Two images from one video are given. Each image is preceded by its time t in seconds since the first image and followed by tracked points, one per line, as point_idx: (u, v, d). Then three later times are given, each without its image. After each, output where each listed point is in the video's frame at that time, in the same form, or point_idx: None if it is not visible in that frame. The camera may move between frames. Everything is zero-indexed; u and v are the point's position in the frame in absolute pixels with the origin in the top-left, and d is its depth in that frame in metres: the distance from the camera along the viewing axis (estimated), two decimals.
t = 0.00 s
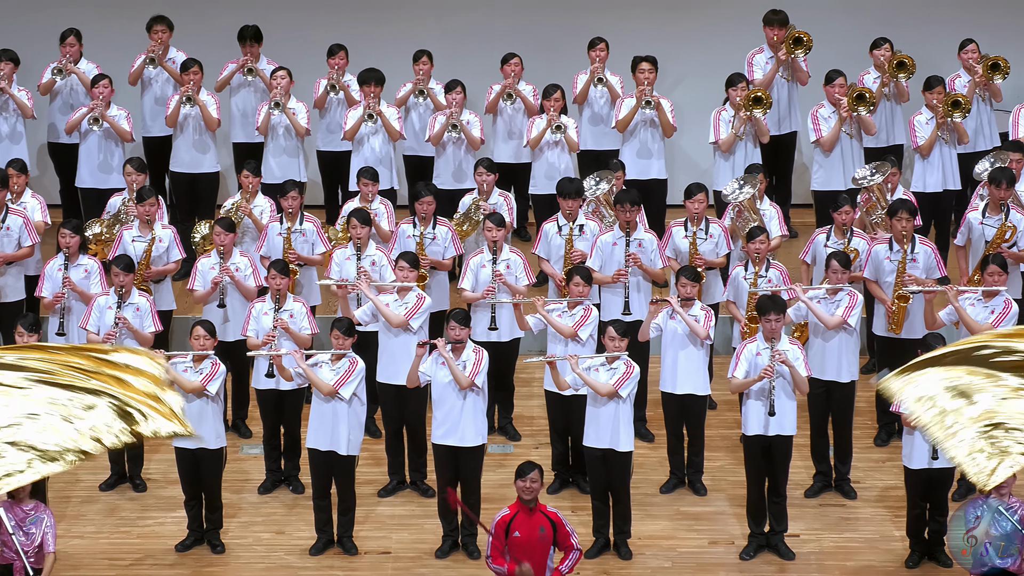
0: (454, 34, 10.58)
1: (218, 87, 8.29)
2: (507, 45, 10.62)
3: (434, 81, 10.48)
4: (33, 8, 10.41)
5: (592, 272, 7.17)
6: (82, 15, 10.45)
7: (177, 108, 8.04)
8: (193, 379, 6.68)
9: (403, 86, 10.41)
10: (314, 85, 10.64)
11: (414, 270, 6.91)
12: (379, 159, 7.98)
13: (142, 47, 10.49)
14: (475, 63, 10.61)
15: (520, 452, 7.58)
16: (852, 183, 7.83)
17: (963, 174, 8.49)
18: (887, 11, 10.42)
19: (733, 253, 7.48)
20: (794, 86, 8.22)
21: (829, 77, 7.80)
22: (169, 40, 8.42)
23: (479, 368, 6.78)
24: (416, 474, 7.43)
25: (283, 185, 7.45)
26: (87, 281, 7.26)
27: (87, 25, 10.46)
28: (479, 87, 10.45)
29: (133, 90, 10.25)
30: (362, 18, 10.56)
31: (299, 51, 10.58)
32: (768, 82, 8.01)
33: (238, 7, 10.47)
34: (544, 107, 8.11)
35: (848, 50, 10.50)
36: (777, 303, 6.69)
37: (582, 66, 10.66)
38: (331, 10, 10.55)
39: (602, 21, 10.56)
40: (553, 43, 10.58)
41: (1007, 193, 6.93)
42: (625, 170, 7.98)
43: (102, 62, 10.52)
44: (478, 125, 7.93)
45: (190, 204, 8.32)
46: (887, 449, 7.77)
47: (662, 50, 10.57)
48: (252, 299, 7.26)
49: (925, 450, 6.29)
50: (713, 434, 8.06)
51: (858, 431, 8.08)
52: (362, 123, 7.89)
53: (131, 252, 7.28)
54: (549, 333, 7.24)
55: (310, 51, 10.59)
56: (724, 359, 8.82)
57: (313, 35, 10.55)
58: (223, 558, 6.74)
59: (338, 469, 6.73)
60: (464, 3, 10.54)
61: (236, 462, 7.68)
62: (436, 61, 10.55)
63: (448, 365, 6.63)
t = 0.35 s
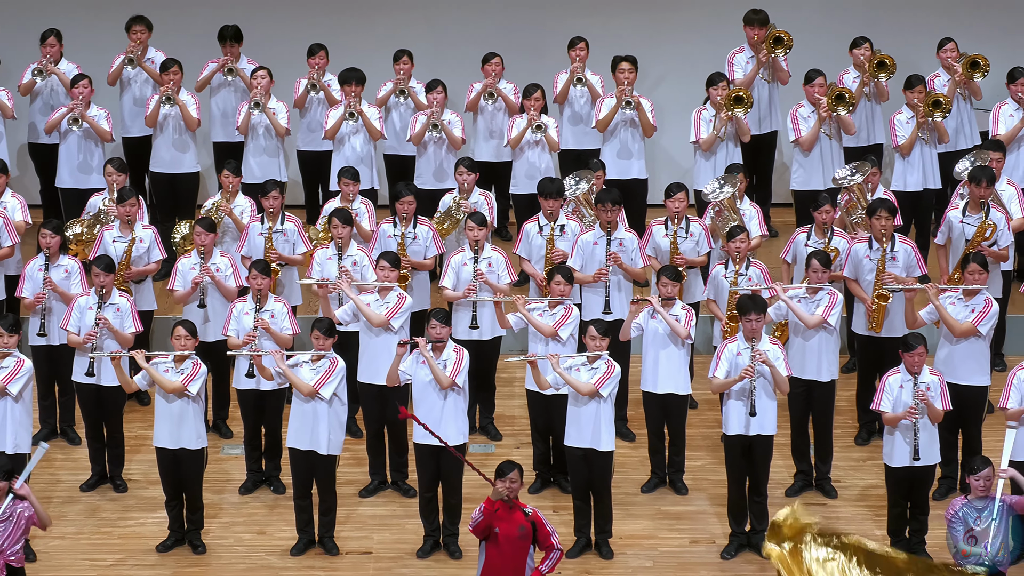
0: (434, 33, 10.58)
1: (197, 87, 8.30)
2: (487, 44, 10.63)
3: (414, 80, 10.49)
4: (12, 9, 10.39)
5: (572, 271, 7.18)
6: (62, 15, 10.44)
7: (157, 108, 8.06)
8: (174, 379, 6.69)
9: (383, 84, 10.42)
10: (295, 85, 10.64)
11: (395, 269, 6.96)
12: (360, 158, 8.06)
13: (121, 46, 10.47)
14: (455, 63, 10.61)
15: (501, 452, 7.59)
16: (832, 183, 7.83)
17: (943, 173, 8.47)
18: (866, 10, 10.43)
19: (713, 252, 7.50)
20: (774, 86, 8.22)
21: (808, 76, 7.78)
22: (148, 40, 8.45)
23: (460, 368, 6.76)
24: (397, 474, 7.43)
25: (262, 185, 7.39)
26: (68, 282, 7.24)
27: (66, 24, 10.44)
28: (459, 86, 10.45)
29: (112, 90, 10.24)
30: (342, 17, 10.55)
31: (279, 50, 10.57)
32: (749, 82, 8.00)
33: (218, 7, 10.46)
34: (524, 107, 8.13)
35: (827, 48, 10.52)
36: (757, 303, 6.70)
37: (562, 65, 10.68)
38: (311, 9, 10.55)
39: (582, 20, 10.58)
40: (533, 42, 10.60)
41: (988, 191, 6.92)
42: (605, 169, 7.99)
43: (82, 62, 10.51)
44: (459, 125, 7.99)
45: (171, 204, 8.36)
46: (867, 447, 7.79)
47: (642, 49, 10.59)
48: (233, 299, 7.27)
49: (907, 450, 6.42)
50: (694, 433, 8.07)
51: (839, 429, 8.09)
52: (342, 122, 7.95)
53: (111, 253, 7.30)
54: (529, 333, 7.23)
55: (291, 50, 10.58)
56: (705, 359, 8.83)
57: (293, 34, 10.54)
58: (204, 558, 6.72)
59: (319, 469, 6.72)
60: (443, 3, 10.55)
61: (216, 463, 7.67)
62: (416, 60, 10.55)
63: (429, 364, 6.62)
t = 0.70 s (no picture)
0: (416, 33, 10.59)
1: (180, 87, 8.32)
2: (469, 44, 10.64)
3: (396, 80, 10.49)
4: None
5: (555, 271, 7.18)
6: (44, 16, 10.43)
7: (139, 107, 8.12)
8: (157, 379, 6.68)
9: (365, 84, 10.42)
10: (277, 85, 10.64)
11: (378, 269, 6.98)
12: (343, 158, 8.09)
13: (101, 45, 10.46)
14: (437, 63, 10.63)
15: (484, 452, 7.59)
16: (815, 184, 7.91)
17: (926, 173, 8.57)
18: (846, 11, 10.47)
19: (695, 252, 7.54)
20: (756, 86, 8.24)
21: (789, 77, 7.83)
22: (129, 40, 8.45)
23: (443, 366, 6.76)
24: (380, 474, 7.43)
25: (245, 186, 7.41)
26: (50, 282, 7.21)
27: (47, 24, 10.44)
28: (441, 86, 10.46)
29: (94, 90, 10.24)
30: (323, 17, 10.56)
31: (261, 50, 10.57)
32: (731, 82, 8.08)
33: (200, 7, 10.46)
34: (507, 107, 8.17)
35: (808, 46, 10.54)
36: (740, 302, 6.66)
37: (544, 65, 10.70)
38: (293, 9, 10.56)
39: (564, 20, 10.61)
40: (514, 42, 10.62)
41: (969, 190, 6.92)
42: (587, 168, 8.00)
43: (64, 62, 10.50)
44: (442, 125, 7.97)
45: (153, 204, 8.32)
46: (850, 447, 7.80)
47: (624, 49, 10.61)
48: (215, 299, 7.27)
49: (891, 447, 6.42)
50: (676, 433, 8.08)
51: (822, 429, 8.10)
52: (325, 122, 7.96)
53: (93, 252, 7.29)
54: (512, 332, 7.26)
55: (273, 50, 10.59)
56: (688, 358, 8.84)
57: (274, 34, 10.54)
58: (187, 559, 6.72)
59: (302, 469, 6.72)
60: (425, 3, 10.56)
61: (199, 463, 7.67)
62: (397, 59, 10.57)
63: (412, 363, 6.62)
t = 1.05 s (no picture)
0: (399, 32, 10.61)
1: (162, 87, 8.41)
2: (452, 44, 10.67)
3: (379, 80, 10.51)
4: None
5: (538, 271, 7.19)
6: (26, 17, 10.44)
7: (120, 108, 8.20)
8: (140, 379, 6.65)
9: (347, 84, 10.44)
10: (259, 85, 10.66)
11: (360, 269, 6.95)
12: (325, 157, 8.17)
13: (83, 45, 10.47)
14: (419, 62, 10.65)
15: (466, 451, 7.59)
16: (797, 183, 7.94)
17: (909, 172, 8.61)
18: (827, 10, 10.51)
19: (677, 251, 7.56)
20: (738, 86, 8.28)
21: (772, 76, 7.86)
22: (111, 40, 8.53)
23: (426, 366, 6.70)
24: (362, 474, 7.43)
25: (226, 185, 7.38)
26: (32, 282, 7.22)
27: (30, 25, 10.44)
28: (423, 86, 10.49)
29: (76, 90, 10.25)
30: (305, 16, 10.57)
31: (244, 50, 10.59)
32: (713, 82, 8.10)
33: (182, 7, 10.48)
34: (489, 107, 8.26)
35: (790, 46, 10.58)
36: (723, 301, 6.64)
37: (527, 64, 10.72)
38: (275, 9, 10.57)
39: (546, 20, 10.64)
40: (496, 42, 10.65)
41: (950, 189, 6.93)
42: (569, 168, 8.05)
43: (47, 63, 10.50)
44: (424, 125, 8.11)
45: (135, 204, 8.46)
46: (832, 446, 7.81)
47: (606, 49, 10.64)
48: (197, 299, 7.25)
49: (873, 444, 6.42)
50: (659, 433, 8.10)
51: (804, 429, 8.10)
52: (307, 122, 8.07)
53: (76, 253, 7.31)
54: (494, 333, 7.24)
55: (256, 50, 10.60)
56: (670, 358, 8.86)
57: (255, 34, 10.55)
58: (169, 559, 6.71)
59: (285, 470, 6.70)
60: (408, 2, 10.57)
61: (181, 463, 7.66)
62: (380, 59, 10.59)
63: (394, 363, 6.56)
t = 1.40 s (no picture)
0: (377, 33, 10.61)
1: (140, 87, 8.45)
2: (432, 44, 10.67)
3: (358, 80, 10.51)
4: None
5: (517, 271, 7.18)
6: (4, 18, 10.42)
7: (99, 108, 8.23)
8: (118, 380, 6.62)
9: (326, 85, 10.44)
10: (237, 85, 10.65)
11: (339, 268, 6.97)
12: (303, 158, 8.19)
13: (61, 47, 10.46)
14: (397, 62, 10.65)
15: (446, 452, 7.59)
16: (775, 183, 7.98)
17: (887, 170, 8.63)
18: (804, 10, 10.54)
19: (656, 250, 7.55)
20: (717, 85, 8.38)
21: (749, 76, 7.88)
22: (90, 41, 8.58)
23: (405, 367, 6.70)
24: (342, 474, 7.42)
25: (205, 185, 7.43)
26: (10, 283, 7.19)
27: (8, 27, 10.42)
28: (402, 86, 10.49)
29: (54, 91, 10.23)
30: (283, 17, 10.57)
31: (222, 51, 10.58)
32: (691, 81, 8.18)
33: (160, 8, 10.47)
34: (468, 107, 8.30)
35: (769, 46, 10.60)
36: (702, 301, 6.63)
37: (505, 64, 10.74)
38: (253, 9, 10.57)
39: (524, 20, 10.66)
40: (475, 42, 10.66)
41: (927, 188, 6.95)
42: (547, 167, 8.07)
43: (24, 64, 10.48)
44: (404, 124, 8.09)
45: (113, 205, 8.49)
46: (811, 445, 7.82)
47: (584, 49, 10.66)
48: (176, 300, 7.24)
49: (850, 441, 6.42)
50: (638, 432, 8.11)
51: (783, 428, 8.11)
52: (285, 122, 8.09)
53: (53, 253, 7.29)
54: (473, 332, 7.20)
55: (234, 51, 10.59)
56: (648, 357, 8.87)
57: (234, 35, 10.55)
58: (148, 560, 6.69)
59: (263, 470, 6.68)
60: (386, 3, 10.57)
61: (160, 464, 7.65)
62: (358, 59, 10.59)
63: (374, 364, 6.55)
